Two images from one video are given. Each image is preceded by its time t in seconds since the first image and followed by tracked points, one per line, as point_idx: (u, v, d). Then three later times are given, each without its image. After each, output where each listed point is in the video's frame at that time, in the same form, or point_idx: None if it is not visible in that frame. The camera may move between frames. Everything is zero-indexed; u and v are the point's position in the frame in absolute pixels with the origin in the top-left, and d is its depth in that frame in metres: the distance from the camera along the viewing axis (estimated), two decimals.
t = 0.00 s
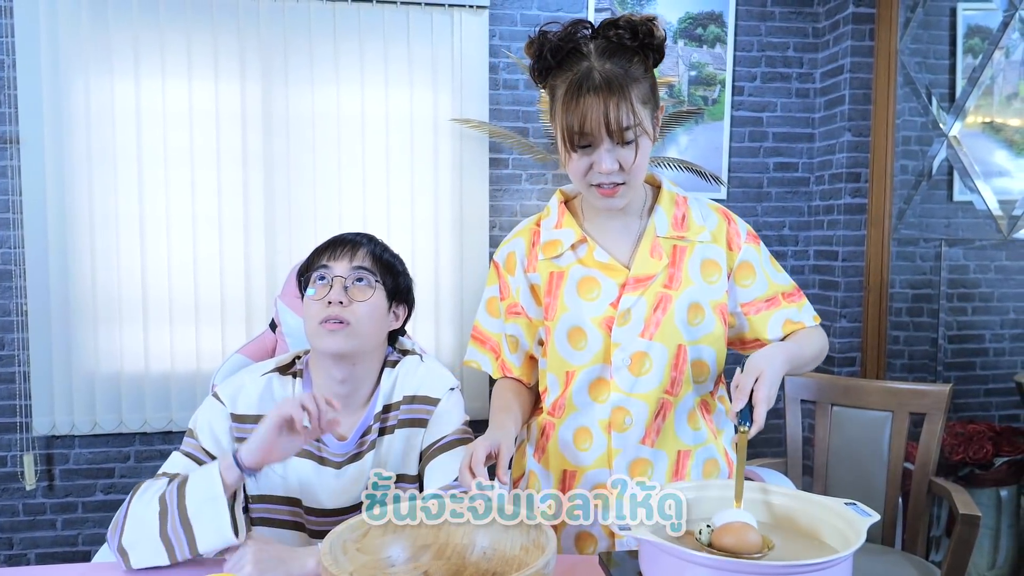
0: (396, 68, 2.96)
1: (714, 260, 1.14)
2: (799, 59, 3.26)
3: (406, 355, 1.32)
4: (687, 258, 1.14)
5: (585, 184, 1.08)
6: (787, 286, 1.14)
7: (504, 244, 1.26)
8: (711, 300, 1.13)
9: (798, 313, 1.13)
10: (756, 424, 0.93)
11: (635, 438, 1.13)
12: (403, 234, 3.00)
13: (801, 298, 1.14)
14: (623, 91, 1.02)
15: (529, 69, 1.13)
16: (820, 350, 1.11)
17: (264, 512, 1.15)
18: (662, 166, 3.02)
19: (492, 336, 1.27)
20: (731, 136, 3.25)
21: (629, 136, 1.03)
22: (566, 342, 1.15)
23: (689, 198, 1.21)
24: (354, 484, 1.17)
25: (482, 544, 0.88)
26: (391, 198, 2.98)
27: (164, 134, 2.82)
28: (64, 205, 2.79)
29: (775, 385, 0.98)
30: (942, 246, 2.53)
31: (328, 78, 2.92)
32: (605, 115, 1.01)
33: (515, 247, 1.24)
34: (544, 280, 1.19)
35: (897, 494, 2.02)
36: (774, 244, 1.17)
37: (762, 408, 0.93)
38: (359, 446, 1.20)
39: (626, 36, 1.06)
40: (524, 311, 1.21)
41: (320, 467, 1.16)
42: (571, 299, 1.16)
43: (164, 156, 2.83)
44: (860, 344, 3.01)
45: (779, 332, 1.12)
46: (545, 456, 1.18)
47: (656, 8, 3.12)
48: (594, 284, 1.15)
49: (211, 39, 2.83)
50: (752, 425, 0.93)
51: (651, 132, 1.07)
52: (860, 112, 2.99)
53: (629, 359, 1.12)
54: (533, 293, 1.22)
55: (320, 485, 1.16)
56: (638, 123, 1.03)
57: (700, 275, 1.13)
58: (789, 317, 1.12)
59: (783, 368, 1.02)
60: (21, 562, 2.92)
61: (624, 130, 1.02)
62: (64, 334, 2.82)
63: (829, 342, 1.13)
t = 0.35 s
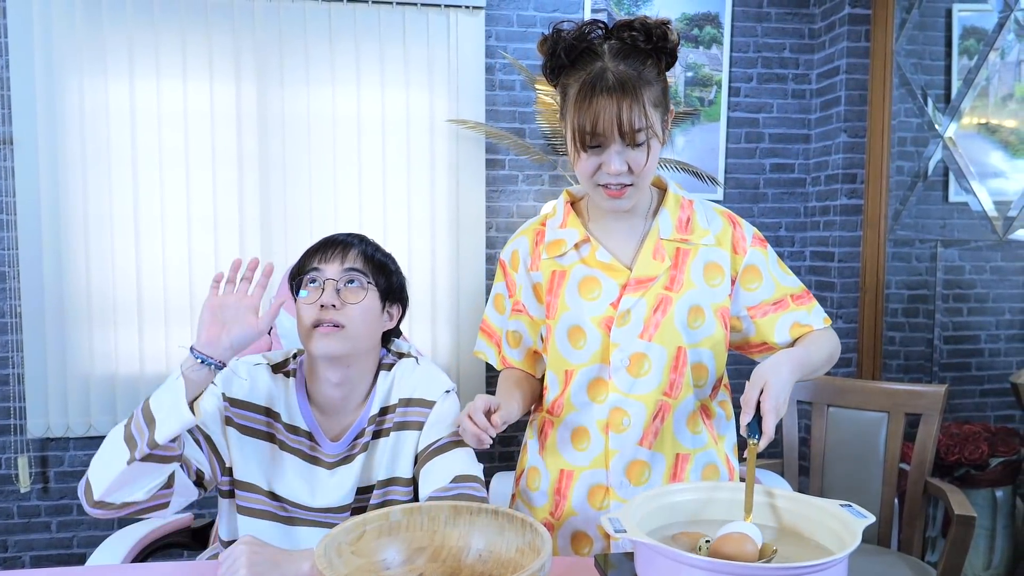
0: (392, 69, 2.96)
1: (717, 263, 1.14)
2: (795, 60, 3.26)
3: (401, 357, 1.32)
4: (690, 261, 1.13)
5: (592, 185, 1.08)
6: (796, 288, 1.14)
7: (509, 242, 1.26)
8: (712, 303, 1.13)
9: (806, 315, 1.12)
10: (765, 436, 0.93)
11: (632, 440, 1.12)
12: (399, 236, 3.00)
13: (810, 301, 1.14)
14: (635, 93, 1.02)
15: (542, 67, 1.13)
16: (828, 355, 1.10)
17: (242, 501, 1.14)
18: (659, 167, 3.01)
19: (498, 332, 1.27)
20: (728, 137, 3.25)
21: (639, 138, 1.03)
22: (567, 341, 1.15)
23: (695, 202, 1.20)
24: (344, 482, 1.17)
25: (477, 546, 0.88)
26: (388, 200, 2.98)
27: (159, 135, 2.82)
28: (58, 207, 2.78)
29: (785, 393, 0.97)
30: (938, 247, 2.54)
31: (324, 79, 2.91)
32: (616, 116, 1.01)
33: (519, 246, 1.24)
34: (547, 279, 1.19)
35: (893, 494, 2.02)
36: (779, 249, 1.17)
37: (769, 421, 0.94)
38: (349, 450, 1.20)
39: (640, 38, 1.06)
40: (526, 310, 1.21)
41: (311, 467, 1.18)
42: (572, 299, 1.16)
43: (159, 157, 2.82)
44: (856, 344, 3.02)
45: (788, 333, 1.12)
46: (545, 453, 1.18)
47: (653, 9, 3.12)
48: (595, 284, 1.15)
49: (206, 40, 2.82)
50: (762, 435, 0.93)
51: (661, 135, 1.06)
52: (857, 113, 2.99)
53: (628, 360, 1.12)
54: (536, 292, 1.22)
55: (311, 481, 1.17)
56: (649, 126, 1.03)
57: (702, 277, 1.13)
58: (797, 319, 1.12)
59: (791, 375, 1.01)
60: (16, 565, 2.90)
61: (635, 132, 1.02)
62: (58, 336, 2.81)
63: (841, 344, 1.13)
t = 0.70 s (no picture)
0: (389, 70, 2.95)
1: (715, 262, 1.14)
2: (793, 60, 3.26)
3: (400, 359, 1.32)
4: (687, 261, 1.13)
5: (587, 188, 1.09)
6: (800, 283, 1.13)
7: (506, 244, 1.26)
8: (710, 303, 1.12)
9: (810, 311, 1.11)
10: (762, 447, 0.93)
11: (629, 441, 1.11)
12: (397, 237, 3.00)
13: (817, 295, 1.12)
14: (625, 94, 1.02)
15: (533, 71, 1.14)
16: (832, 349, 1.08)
17: (239, 490, 1.14)
18: (658, 168, 3.02)
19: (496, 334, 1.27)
20: (726, 137, 3.25)
21: (631, 140, 1.03)
22: (564, 342, 1.15)
23: (693, 202, 1.20)
24: (342, 482, 1.17)
25: (475, 548, 0.87)
26: (385, 200, 2.98)
27: (156, 136, 2.81)
28: (56, 210, 2.78)
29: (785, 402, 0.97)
30: (937, 248, 2.53)
31: (321, 79, 2.91)
32: (607, 119, 1.01)
33: (516, 248, 1.24)
34: (543, 280, 1.19)
35: (893, 495, 2.01)
36: (778, 245, 1.16)
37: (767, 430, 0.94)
38: (348, 450, 1.19)
39: (629, 39, 1.06)
40: (524, 312, 1.21)
41: (310, 466, 1.18)
42: (568, 299, 1.16)
43: (156, 158, 2.82)
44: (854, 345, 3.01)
45: (792, 330, 1.11)
46: (543, 454, 1.18)
47: (650, 9, 3.12)
48: (592, 285, 1.15)
49: (203, 41, 2.82)
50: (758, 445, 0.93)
51: (653, 136, 1.06)
52: (855, 113, 2.99)
53: (625, 361, 1.12)
54: (534, 293, 1.22)
55: (308, 480, 1.17)
56: (641, 128, 1.03)
57: (699, 277, 1.13)
58: (800, 316, 1.11)
59: (791, 379, 1.00)
60: (15, 567, 2.90)
61: (626, 134, 1.02)
62: (56, 338, 2.80)
63: (850, 336, 1.11)
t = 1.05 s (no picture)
0: (387, 70, 2.95)
1: (711, 262, 1.13)
2: (791, 59, 3.26)
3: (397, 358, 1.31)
4: (683, 260, 1.13)
5: (583, 190, 1.09)
6: (797, 280, 1.12)
7: (502, 246, 1.26)
8: (705, 303, 1.12)
9: (808, 308, 1.10)
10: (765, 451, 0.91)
11: (627, 442, 1.11)
12: (396, 237, 2.99)
13: (813, 292, 1.11)
14: (619, 96, 1.01)
15: (524, 74, 1.13)
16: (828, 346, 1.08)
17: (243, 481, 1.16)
18: (656, 168, 3.02)
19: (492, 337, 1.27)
20: (724, 136, 3.25)
21: (627, 141, 1.03)
22: (560, 343, 1.15)
23: (688, 200, 1.19)
24: (335, 480, 1.16)
25: (473, 550, 0.87)
26: (384, 201, 2.97)
27: (153, 138, 2.81)
28: (53, 212, 2.78)
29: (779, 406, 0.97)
30: (936, 247, 2.53)
31: (319, 80, 2.91)
32: (603, 122, 1.01)
33: (511, 250, 1.24)
34: (539, 282, 1.18)
35: (892, 496, 2.01)
36: (773, 244, 1.15)
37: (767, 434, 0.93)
38: (343, 450, 1.18)
39: (620, 38, 1.05)
40: (520, 313, 1.21)
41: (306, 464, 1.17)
42: (564, 300, 1.15)
43: (154, 159, 2.82)
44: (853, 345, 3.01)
45: (789, 328, 1.10)
46: (540, 455, 1.18)
47: (648, 9, 3.12)
48: (588, 286, 1.15)
49: (200, 41, 2.82)
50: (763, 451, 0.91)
51: (648, 136, 1.06)
52: (854, 112, 2.99)
53: (622, 361, 1.11)
54: (530, 295, 1.22)
55: (303, 476, 1.16)
56: (636, 128, 1.02)
57: (695, 277, 1.12)
58: (797, 314, 1.10)
59: (782, 380, 1.00)
60: (14, 569, 2.90)
61: (622, 136, 1.02)
62: (54, 340, 2.80)
63: (847, 335, 1.10)
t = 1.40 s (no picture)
0: (385, 69, 2.95)
1: (704, 262, 1.13)
2: (790, 58, 3.26)
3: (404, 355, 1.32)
4: (677, 260, 1.12)
5: (575, 190, 1.08)
6: (789, 281, 1.12)
7: (496, 246, 1.26)
8: (699, 302, 1.12)
9: (800, 309, 1.10)
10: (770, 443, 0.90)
11: (620, 441, 1.11)
12: (394, 236, 2.99)
13: (806, 293, 1.11)
14: (608, 96, 1.01)
15: (516, 75, 1.13)
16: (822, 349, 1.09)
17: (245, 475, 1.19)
18: (654, 166, 3.02)
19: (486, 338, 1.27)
20: (723, 135, 3.24)
21: (617, 141, 1.02)
22: (554, 343, 1.14)
23: (681, 200, 1.19)
24: (328, 470, 1.16)
25: (470, 549, 0.86)
26: (382, 200, 2.97)
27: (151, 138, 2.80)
28: (51, 211, 2.77)
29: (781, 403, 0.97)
30: (935, 245, 2.53)
31: (317, 79, 2.90)
32: (592, 122, 1.00)
33: (505, 250, 1.23)
34: (533, 282, 1.18)
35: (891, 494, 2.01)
36: (765, 245, 1.16)
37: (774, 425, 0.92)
38: (342, 437, 1.18)
39: (611, 38, 1.05)
40: (514, 313, 1.21)
41: (306, 444, 1.17)
42: (558, 301, 1.15)
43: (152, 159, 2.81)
44: (852, 343, 3.01)
45: (781, 331, 1.11)
46: (534, 455, 1.17)
47: (646, 7, 3.12)
48: (581, 286, 1.14)
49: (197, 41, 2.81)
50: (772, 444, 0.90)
51: (639, 135, 1.06)
52: (852, 111, 2.98)
53: (616, 361, 1.11)
54: (524, 295, 1.21)
55: (301, 458, 1.16)
56: (626, 128, 1.02)
57: (688, 277, 1.12)
58: (790, 315, 1.10)
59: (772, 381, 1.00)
60: (12, 569, 2.89)
61: (612, 136, 1.01)
62: (52, 340, 2.79)
63: (838, 336, 1.11)
